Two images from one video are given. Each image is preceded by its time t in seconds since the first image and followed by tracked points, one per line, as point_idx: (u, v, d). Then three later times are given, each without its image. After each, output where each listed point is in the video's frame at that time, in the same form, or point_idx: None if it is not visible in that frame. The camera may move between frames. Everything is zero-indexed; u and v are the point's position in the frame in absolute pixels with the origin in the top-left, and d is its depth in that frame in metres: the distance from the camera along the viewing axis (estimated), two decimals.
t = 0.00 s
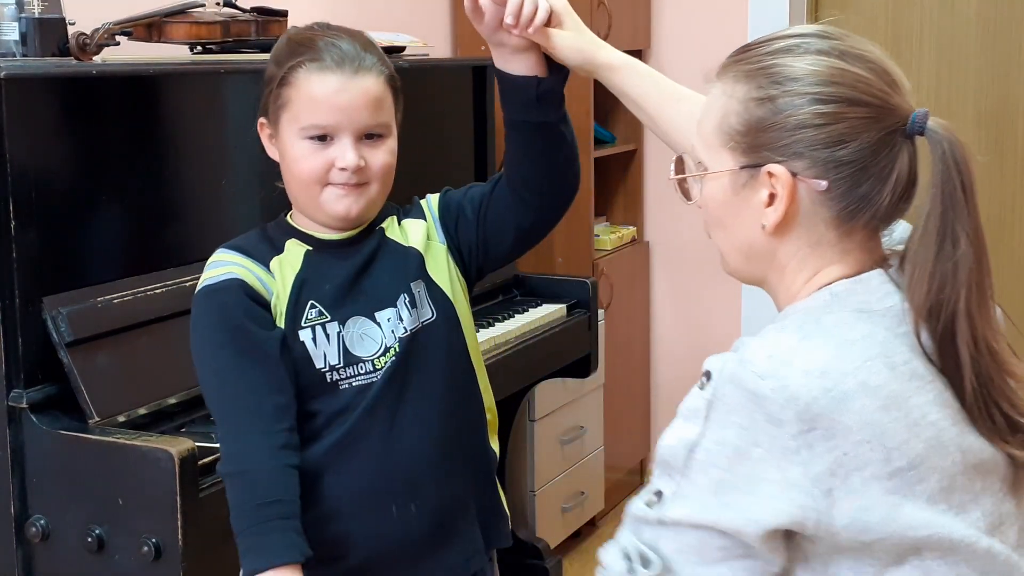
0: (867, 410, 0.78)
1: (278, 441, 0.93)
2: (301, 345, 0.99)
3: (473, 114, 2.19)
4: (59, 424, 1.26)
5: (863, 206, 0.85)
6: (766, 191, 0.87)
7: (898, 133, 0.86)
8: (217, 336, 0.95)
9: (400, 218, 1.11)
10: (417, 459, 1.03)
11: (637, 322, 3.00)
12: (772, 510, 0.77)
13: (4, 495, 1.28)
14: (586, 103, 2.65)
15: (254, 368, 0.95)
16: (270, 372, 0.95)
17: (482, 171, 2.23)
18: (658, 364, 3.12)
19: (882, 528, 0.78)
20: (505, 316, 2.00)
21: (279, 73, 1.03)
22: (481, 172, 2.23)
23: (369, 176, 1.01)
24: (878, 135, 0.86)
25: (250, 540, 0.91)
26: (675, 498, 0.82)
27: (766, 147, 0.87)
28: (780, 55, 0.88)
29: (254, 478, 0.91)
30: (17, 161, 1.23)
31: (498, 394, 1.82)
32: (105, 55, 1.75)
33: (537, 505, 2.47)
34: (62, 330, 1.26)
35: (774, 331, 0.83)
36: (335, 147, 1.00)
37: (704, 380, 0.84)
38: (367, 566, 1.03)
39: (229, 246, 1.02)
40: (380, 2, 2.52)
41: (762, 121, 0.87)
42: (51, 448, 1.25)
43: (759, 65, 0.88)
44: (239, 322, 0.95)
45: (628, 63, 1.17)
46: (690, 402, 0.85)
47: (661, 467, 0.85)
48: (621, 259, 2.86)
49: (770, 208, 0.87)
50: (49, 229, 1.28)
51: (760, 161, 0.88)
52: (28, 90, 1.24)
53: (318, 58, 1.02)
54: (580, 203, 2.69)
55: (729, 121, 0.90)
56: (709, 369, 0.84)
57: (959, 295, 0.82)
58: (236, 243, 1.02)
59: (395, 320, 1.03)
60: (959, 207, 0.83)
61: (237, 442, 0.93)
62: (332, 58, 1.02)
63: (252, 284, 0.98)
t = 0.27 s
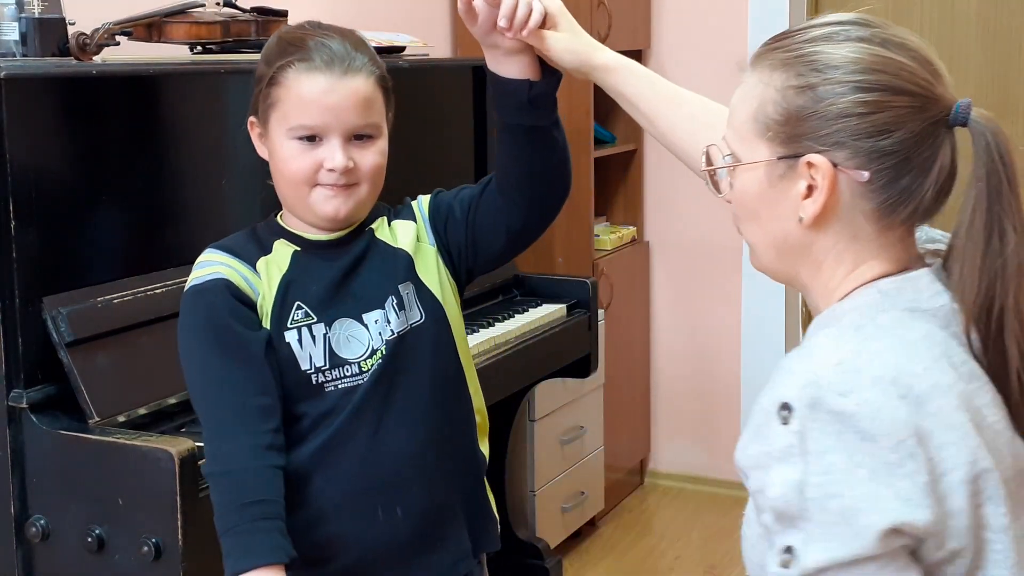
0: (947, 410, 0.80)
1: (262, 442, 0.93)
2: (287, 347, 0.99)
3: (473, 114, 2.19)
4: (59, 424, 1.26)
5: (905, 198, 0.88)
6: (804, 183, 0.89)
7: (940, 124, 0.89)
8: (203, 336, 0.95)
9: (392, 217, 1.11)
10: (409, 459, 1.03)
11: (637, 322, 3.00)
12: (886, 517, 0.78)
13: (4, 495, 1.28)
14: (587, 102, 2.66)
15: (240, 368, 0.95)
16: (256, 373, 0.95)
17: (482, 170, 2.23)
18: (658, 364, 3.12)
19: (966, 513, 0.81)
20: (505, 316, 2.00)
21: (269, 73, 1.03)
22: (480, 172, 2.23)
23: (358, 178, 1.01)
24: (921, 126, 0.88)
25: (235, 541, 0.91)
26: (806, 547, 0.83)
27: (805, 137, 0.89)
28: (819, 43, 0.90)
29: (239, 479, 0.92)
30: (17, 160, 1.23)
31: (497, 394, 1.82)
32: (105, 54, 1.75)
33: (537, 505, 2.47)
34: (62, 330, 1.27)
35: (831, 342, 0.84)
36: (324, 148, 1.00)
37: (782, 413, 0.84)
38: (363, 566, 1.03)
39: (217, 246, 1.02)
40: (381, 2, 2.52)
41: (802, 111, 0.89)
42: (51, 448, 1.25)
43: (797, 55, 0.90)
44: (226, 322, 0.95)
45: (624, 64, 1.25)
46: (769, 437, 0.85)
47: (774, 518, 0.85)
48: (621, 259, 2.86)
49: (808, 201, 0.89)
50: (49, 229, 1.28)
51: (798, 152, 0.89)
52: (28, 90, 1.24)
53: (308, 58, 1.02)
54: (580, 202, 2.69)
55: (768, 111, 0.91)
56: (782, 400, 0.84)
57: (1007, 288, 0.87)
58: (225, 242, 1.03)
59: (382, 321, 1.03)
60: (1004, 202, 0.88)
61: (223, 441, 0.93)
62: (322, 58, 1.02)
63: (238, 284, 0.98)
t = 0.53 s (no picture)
0: (988, 412, 0.82)
1: (255, 443, 0.93)
2: (279, 347, 0.99)
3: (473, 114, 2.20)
4: (59, 424, 1.26)
5: (932, 192, 0.88)
6: (828, 178, 0.89)
7: (966, 116, 0.89)
8: (196, 337, 0.96)
9: (386, 218, 1.11)
10: (405, 459, 1.03)
11: (637, 322, 3.00)
12: (938, 520, 0.79)
13: (5, 495, 1.28)
14: (586, 101, 2.66)
15: (233, 370, 0.95)
16: (248, 374, 0.96)
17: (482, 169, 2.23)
18: (658, 364, 3.11)
19: (1002, 512, 0.84)
20: (506, 315, 2.00)
21: (260, 73, 1.03)
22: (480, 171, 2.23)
23: (351, 177, 1.01)
24: (947, 118, 0.88)
25: (229, 542, 0.91)
26: (858, 552, 0.81)
27: (828, 131, 0.88)
28: (839, 35, 0.90)
29: (232, 480, 0.92)
30: (17, 161, 1.23)
31: (497, 394, 1.82)
32: (105, 54, 1.75)
33: (536, 505, 2.47)
34: (62, 330, 1.27)
35: (869, 342, 0.84)
36: (316, 148, 1.00)
37: (827, 415, 0.83)
38: (361, 565, 1.03)
39: (212, 246, 1.02)
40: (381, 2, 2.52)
41: (824, 104, 0.89)
42: (51, 448, 1.25)
43: (817, 48, 0.90)
44: (220, 323, 0.96)
45: (620, 63, 1.23)
46: (809, 439, 0.84)
47: (821, 524, 0.83)
48: (621, 259, 2.87)
49: (832, 197, 0.89)
50: (49, 230, 1.28)
51: (821, 146, 0.89)
52: (28, 90, 1.24)
53: (300, 57, 1.02)
54: (581, 202, 2.69)
55: (788, 106, 0.91)
56: (823, 401, 0.83)
57: None
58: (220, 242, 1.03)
59: (376, 322, 1.03)
60: None
61: (216, 442, 0.94)
62: (314, 58, 1.02)
63: (230, 285, 0.98)
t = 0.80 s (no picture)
0: (989, 419, 0.82)
1: (251, 443, 0.94)
2: (275, 347, 0.99)
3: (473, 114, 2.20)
4: (60, 424, 1.26)
5: (934, 193, 0.88)
6: (828, 180, 0.89)
7: (966, 116, 0.89)
8: (192, 337, 0.96)
9: (382, 219, 1.11)
10: (402, 459, 1.03)
11: (637, 322, 3.00)
12: (936, 528, 0.79)
13: (5, 495, 1.29)
14: (586, 102, 2.66)
15: (230, 370, 0.95)
16: (244, 374, 0.96)
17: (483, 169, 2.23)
18: (658, 363, 3.12)
19: (1001, 518, 0.84)
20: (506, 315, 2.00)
21: (254, 75, 1.03)
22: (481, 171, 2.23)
23: (347, 177, 1.02)
24: (947, 120, 0.88)
25: (223, 543, 0.91)
26: (855, 558, 0.82)
27: (828, 133, 0.89)
28: (838, 36, 0.90)
29: (227, 480, 0.92)
30: (17, 161, 1.23)
31: (497, 394, 1.82)
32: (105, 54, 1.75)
33: (536, 505, 2.47)
34: (62, 330, 1.27)
35: (870, 347, 0.84)
36: (312, 148, 1.01)
37: (826, 421, 0.83)
38: (359, 564, 1.03)
39: (208, 246, 1.03)
40: (381, 2, 2.52)
41: (824, 106, 0.89)
42: (51, 448, 1.25)
43: (816, 49, 0.90)
44: (215, 323, 0.96)
45: (620, 62, 1.24)
46: (809, 444, 0.84)
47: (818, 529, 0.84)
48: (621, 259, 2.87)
49: (833, 199, 0.89)
50: (49, 231, 1.28)
51: (822, 148, 0.89)
52: (28, 91, 1.25)
53: (294, 58, 1.02)
54: (580, 202, 2.70)
55: (788, 108, 0.91)
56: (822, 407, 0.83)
57: None
58: (216, 241, 1.03)
59: (372, 323, 1.03)
60: None
61: (211, 443, 0.94)
62: (308, 59, 1.02)
63: (226, 283, 0.98)
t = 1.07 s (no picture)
0: (988, 419, 0.82)
1: (247, 442, 0.93)
2: (271, 347, 1.00)
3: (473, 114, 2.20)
4: (59, 424, 1.26)
5: (932, 192, 0.88)
6: (826, 181, 0.89)
7: (964, 115, 0.89)
8: (189, 336, 0.96)
9: (382, 220, 1.11)
10: (398, 460, 1.03)
11: (637, 322, 3.00)
12: (936, 529, 0.79)
13: (5, 495, 1.29)
14: (586, 102, 2.66)
15: (227, 369, 0.96)
16: (241, 373, 0.96)
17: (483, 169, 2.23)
18: (658, 363, 3.12)
19: (1000, 519, 0.84)
20: (506, 315, 2.00)
21: (252, 75, 1.04)
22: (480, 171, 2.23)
23: (349, 174, 1.02)
24: (944, 119, 0.88)
25: (219, 542, 0.91)
26: (855, 559, 0.82)
27: (825, 134, 0.89)
28: (833, 37, 0.90)
29: (222, 478, 0.92)
30: (17, 161, 1.23)
31: (496, 394, 1.82)
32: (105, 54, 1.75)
33: (536, 505, 2.47)
34: (62, 330, 1.27)
35: (869, 347, 0.84)
36: (313, 146, 1.01)
37: (825, 422, 0.83)
38: (356, 564, 1.03)
39: (206, 245, 1.03)
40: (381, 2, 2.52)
41: (820, 107, 0.89)
42: (52, 448, 1.25)
43: (812, 50, 0.90)
44: (212, 322, 0.96)
45: (619, 63, 1.24)
46: (808, 445, 0.84)
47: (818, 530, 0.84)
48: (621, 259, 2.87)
49: (831, 199, 0.89)
50: (49, 230, 1.28)
51: (819, 149, 0.89)
52: (28, 91, 1.24)
53: (292, 57, 1.02)
54: (580, 201, 2.70)
55: (785, 110, 0.91)
56: (819, 408, 0.83)
57: None
58: (214, 241, 1.03)
59: (368, 325, 1.03)
60: None
61: (207, 442, 0.94)
62: (306, 57, 1.02)
63: (224, 282, 0.99)
